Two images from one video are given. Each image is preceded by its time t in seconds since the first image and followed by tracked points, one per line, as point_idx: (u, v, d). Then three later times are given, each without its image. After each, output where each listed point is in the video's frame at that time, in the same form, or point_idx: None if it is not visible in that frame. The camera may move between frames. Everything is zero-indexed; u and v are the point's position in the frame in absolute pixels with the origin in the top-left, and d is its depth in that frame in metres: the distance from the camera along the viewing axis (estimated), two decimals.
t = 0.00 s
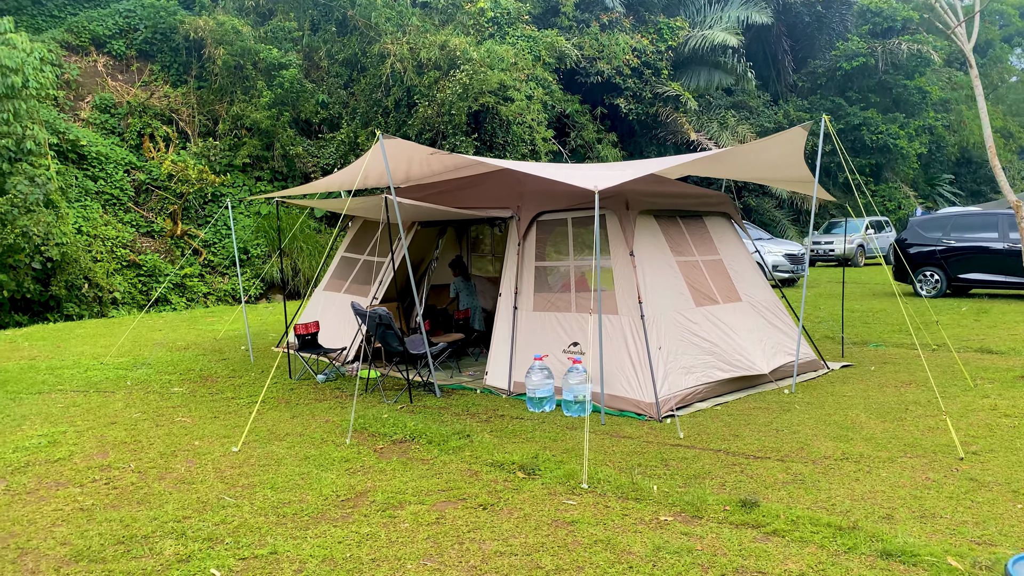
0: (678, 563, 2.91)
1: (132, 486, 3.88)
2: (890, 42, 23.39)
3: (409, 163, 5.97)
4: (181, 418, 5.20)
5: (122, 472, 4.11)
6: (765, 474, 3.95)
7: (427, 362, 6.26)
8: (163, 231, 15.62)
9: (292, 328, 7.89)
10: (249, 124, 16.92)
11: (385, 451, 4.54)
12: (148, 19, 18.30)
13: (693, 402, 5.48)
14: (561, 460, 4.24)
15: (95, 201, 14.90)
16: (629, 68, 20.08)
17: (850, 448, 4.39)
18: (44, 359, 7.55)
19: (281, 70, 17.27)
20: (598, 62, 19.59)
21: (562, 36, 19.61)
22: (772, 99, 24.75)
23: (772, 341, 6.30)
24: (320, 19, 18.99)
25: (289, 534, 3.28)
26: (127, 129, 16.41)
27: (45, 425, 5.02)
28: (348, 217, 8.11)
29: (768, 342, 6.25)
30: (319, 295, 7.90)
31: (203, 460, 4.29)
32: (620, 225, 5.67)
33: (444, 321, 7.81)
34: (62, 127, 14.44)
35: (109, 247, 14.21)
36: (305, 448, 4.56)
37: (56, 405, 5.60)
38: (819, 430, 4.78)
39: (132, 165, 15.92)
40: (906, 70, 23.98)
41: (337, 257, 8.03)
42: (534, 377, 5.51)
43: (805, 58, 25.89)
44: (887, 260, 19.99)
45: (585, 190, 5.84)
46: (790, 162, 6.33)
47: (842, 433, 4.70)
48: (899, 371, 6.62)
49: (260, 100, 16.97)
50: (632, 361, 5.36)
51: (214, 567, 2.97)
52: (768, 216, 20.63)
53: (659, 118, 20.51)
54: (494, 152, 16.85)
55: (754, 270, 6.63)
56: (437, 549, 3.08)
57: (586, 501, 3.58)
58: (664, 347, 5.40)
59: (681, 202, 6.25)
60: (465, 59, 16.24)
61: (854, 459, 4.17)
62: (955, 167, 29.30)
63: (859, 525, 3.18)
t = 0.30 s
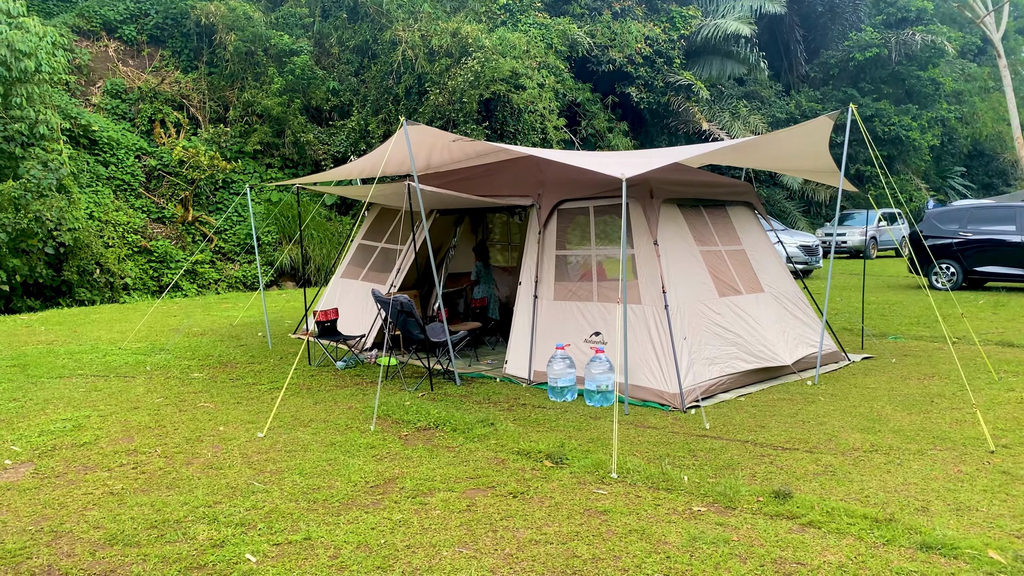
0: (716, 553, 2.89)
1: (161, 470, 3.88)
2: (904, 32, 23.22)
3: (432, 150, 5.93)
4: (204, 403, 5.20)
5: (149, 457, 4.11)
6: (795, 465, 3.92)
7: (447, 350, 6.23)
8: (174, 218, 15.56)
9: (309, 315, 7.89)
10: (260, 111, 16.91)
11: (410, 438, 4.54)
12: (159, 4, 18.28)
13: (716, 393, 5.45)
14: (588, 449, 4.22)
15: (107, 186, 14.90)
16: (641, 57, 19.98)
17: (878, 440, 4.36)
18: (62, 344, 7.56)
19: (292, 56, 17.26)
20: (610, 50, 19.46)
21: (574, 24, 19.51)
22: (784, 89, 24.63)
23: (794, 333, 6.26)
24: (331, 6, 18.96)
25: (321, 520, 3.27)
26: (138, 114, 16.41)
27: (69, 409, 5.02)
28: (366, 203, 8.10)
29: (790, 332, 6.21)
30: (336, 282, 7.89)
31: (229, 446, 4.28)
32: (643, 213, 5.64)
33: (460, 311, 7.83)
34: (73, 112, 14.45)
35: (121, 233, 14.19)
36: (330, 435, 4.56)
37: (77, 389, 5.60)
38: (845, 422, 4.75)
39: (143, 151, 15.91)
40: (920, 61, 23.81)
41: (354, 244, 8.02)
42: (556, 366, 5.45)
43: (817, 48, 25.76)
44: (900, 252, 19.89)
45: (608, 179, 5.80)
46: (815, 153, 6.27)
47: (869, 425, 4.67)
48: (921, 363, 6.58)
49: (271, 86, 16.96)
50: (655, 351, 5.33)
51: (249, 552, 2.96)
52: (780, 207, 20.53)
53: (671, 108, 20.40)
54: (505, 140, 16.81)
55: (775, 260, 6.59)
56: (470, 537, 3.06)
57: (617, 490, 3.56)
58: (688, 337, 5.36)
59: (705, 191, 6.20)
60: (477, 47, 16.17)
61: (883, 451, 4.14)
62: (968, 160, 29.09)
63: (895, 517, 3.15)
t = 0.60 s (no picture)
0: (746, 548, 2.87)
1: (182, 464, 3.86)
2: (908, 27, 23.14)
3: (446, 144, 5.90)
4: (220, 398, 5.19)
5: (169, 451, 4.09)
6: (817, 459, 3.90)
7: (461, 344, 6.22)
8: (179, 213, 15.53)
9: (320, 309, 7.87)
10: (264, 105, 16.88)
11: (428, 433, 4.53)
12: None
13: (732, 388, 5.43)
14: (609, 443, 4.20)
15: (111, 181, 14.88)
16: (645, 52, 19.93)
17: (898, 434, 4.34)
18: (73, 338, 7.54)
19: (297, 51, 17.26)
20: (614, 45, 19.39)
21: (578, 18, 19.45)
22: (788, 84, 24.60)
23: (809, 327, 6.24)
24: None
25: (346, 515, 3.26)
26: (143, 109, 16.38)
27: (85, 403, 5.00)
28: (377, 197, 8.08)
29: (805, 327, 6.19)
30: (347, 276, 7.88)
31: (248, 440, 4.27)
32: (659, 207, 5.61)
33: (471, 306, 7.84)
34: (79, 107, 14.43)
35: (127, 228, 14.16)
36: (348, 429, 4.55)
37: (92, 384, 5.58)
38: (865, 417, 4.72)
39: (148, 145, 15.90)
40: (925, 56, 23.76)
41: (366, 238, 8.00)
42: (572, 360, 5.45)
43: (822, 43, 25.71)
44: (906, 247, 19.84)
45: (624, 173, 5.77)
46: (830, 146, 6.24)
47: (890, 419, 4.65)
48: (935, 358, 6.56)
49: (275, 81, 16.95)
50: (672, 345, 5.30)
51: (276, 546, 2.94)
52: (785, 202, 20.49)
53: (675, 102, 20.34)
54: (511, 134, 16.76)
55: (789, 255, 6.57)
56: (497, 532, 3.05)
57: (641, 485, 3.54)
58: (705, 331, 5.34)
59: (719, 185, 6.18)
60: (482, 41, 16.11)
61: (906, 446, 4.12)
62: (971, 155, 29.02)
63: (925, 512, 3.13)
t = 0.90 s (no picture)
0: (782, 549, 2.85)
1: (200, 481, 3.81)
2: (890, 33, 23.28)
3: (451, 154, 5.89)
4: (230, 414, 5.14)
5: (184, 468, 4.04)
6: (840, 459, 3.89)
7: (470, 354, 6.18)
8: (170, 231, 15.35)
9: (323, 323, 7.83)
10: (254, 123, 16.85)
11: (445, 443, 4.49)
12: (150, 18, 18.22)
13: (745, 391, 5.41)
14: (628, 449, 4.17)
15: (102, 201, 14.75)
16: (632, 63, 20.03)
17: (917, 432, 4.34)
18: (74, 358, 7.47)
19: (285, 67, 17.29)
20: (601, 56, 19.52)
21: (565, 30, 19.52)
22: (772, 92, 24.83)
23: (817, 329, 6.23)
24: (322, 15, 18.89)
25: (372, 526, 3.22)
26: (132, 128, 16.29)
27: (93, 422, 4.94)
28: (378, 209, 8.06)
29: (812, 329, 6.18)
30: (350, 289, 7.84)
31: (263, 455, 4.22)
32: (665, 212, 5.62)
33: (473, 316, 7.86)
34: (69, 127, 14.32)
35: (118, 247, 14.02)
36: (363, 441, 4.51)
37: (98, 403, 5.52)
38: (881, 416, 4.72)
39: (138, 164, 15.80)
40: (906, 61, 24.03)
41: (367, 251, 7.97)
42: (583, 367, 5.44)
43: (804, 51, 25.96)
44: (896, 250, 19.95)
45: (628, 179, 5.79)
46: (832, 148, 6.28)
47: (905, 418, 4.65)
48: (941, 357, 6.57)
49: (264, 98, 16.93)
50: (683, 349, 5.28)
51: (306, 560, 2.90)
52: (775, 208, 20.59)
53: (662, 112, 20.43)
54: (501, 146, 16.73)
55: (794, 257, 6.59)
56: (529, 540, 3.01)
57: (667, 489, 3.52)
58: (716, 334, 5.32)
59: (723, 190, 6.20)
60: (472, 55, 16.08)
61: (926, 444, 4.11)
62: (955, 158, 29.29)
63: (956, 509, 3.12)
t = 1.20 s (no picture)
0: (872, 562, 2.77)
1: (268, 502, 3.81)
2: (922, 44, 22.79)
3: (499, 172, 5.90)
4: (287, 435, 5.16)
5: (248, 488, 4.04)
6: (916, 472, 3.79)
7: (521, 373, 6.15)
8: (207, 258, 15.39)
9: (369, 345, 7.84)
10: (287, 150, 17.00)
11: (505, 460, 4.44)
12: (185, 50, 18.54)
13: (806, 407, 5.34)
14: (695, 466, 4.10)
15: (141, 230, 14.86)
16: (660, 81, 20.00)
17: (991, 444, 4.23)
18: (125, 383, 7.54)
19: (318, 94, 17.77)
20: (630, 75, 19.53)
21: (594, 50, 19.56)
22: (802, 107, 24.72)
23: (873, 342, 6.15)
24: (353, 43, 19.00)
25: (446, 544, 3.18)
26: (168, 158, 16.49)
27: (153, 445, 4.98)
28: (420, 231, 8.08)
29: (868, 342, 6.10)
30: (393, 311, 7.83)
31: (326, 474, 4.22)
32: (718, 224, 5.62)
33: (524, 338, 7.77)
34: (106, 158, 14.54)
35: (157, 275, 13.96)
36: (424, 460, 4.49)
37: (156, 426, 5.56)
38: (949, 429, 4.62)
39: (175, 194, 15.96)
40: (939, 73, 23.38)
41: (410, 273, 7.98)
42: (638, 384, 5.38)
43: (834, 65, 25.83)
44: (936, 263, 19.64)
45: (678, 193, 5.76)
46: (884, 158, 6.24)
47: (977, 430, 4.54)
48: (1001, 369, 6.43)
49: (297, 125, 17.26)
50: (742, 364, 5.22)
51: None
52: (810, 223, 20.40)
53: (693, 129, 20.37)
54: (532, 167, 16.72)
55: (846, 269, 6.52)
56: (608, 556, 2.96)
57: (742, 505, 3.44)
58: (775, 350, 5.26)
59: (772, 202, 6.16)
60: (502, 77, 16.14)
61: (1003, 455, 4.00)
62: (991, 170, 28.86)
63: None
